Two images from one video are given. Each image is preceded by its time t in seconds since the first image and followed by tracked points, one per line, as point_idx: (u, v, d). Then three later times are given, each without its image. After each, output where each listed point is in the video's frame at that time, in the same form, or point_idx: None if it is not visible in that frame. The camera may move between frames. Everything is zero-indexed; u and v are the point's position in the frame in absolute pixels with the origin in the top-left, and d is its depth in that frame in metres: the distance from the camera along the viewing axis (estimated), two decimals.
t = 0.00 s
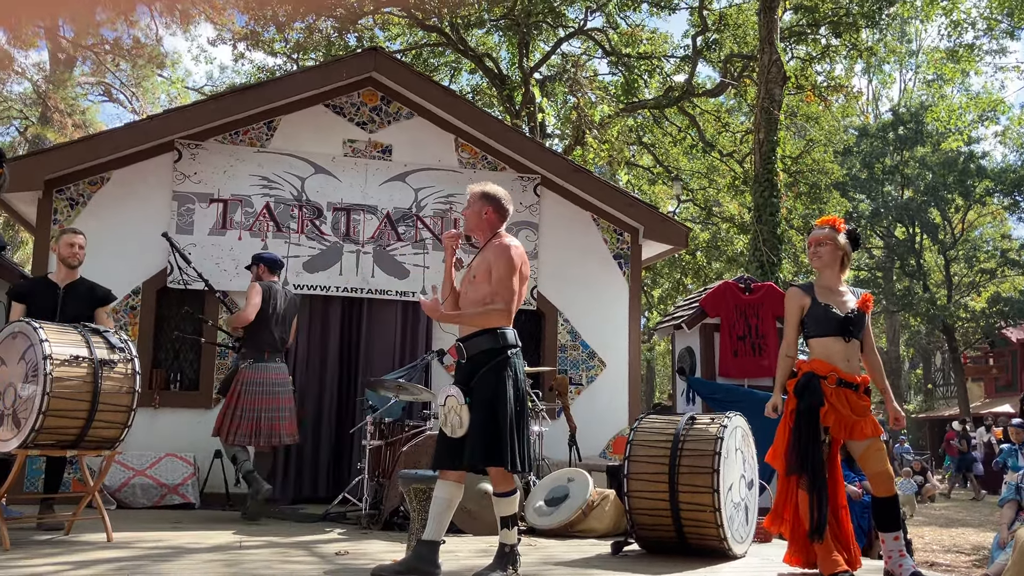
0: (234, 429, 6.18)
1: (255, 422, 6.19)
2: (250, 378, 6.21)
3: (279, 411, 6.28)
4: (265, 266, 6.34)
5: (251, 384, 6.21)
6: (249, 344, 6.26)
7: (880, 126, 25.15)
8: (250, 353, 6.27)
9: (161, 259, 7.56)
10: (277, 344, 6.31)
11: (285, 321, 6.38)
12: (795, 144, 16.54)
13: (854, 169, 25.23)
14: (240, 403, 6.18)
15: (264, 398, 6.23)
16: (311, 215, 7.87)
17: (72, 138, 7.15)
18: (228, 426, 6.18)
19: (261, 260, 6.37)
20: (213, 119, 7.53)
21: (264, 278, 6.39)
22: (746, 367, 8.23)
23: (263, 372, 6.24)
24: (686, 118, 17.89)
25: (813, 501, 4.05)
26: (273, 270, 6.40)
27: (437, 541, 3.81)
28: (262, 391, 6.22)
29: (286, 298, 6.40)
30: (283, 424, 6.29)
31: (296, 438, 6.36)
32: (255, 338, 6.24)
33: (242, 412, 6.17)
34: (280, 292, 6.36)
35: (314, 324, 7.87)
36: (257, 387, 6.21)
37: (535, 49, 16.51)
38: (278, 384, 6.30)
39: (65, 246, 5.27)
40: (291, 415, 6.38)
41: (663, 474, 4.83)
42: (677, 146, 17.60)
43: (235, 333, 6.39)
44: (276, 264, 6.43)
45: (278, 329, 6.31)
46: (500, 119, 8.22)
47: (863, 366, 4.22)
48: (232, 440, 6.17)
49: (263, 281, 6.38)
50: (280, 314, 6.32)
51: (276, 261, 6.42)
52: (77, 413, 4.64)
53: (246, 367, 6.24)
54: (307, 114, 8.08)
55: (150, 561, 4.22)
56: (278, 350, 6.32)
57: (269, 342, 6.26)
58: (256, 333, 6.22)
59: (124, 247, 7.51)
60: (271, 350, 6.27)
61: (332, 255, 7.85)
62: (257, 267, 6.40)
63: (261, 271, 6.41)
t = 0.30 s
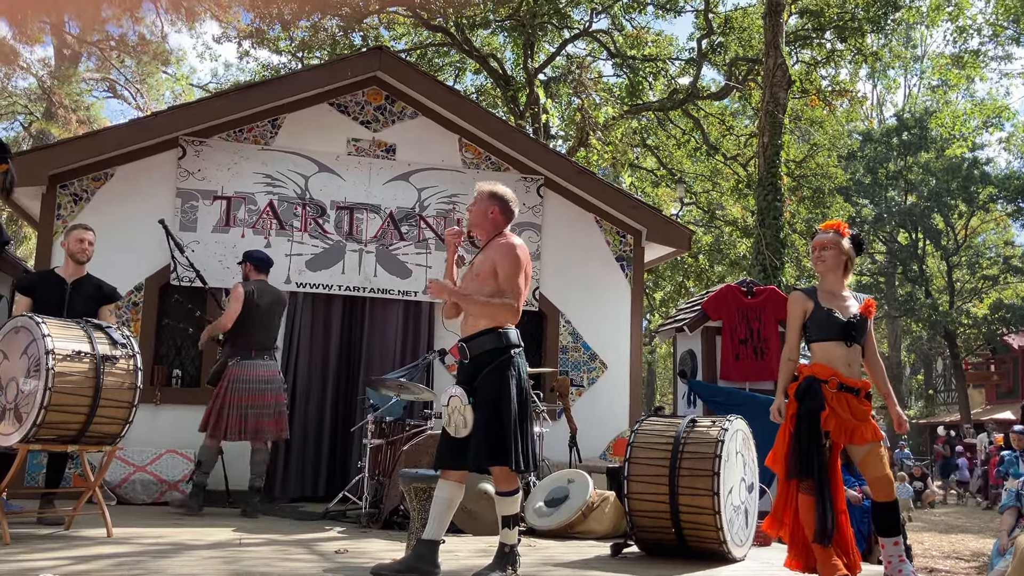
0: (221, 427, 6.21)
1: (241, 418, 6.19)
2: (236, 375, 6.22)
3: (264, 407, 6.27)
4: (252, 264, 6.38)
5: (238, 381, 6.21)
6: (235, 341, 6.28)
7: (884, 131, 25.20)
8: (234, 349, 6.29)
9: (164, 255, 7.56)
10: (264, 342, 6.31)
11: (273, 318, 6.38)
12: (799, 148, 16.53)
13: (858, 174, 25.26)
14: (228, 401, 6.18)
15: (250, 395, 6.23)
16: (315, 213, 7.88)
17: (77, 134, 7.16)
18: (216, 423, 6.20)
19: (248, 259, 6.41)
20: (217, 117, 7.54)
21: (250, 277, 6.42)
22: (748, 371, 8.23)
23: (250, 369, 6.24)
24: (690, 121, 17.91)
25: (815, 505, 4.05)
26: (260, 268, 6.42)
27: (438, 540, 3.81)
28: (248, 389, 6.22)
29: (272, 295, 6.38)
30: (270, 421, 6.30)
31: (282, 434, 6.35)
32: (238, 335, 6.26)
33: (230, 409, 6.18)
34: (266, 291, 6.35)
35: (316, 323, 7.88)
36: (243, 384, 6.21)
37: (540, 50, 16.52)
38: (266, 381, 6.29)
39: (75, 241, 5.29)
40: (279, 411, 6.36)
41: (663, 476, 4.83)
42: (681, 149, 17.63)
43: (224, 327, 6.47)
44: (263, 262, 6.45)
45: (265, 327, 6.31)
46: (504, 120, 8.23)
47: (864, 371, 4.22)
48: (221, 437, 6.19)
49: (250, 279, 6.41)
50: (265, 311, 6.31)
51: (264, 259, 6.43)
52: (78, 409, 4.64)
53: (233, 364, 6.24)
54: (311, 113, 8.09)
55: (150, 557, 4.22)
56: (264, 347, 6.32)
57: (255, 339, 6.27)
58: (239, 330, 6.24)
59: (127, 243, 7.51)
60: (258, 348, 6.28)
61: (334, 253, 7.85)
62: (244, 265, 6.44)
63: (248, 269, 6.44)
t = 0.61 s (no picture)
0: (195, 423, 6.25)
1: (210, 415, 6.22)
2: (207, 373, 6.24)
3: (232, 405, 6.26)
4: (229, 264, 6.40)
5: (210, 379, 6.23)
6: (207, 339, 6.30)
7: (888, 135, 25.40)
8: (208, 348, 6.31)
9: (167, 252, 7.58)
10: (236, 341, 6.27)
11: (246, 317, 6.33)
12: (802, 151, 16.53)
13: (861, 177, 25.42)
14: (199, 397, 6.23)
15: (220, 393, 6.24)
16: (318, 212, 7.88)
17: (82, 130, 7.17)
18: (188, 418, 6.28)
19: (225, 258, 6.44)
20: (221, 115, 7.55)
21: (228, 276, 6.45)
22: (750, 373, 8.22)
23: (220, 367, 6.23)
24: (693, 123, 17.93)
25: (815, 508, 4.06)
26: (236, 266, 6.43)
27: (438, 540, 3.82)
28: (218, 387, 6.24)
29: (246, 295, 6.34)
30: (237, 420, 6.27)
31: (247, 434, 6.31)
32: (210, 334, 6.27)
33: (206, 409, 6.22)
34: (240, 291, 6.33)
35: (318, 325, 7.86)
36: (214, 382, 6.23)
37: (545, 51, 16.54)
38: (236, 380, 6.27)
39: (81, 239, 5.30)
40: (249, 411, 6.32)
41: (664, 478, 4.83)
42: (684, 151, 17.66)
43: (204, 321, 6.53)
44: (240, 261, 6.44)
45: (236, 327, 6.27)
46: (508, 120, 8.24)
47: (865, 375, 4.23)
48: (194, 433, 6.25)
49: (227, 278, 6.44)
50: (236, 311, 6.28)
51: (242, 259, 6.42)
52: (80, 406, 4.65)
53: (207, 361, 6.27)
54: (315, 112, 8.10)
55: (151, 554, 4.23)
56: (235, 346, 6.27)
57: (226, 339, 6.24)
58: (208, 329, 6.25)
59: (130, 240, 7.52)
60: (229, 347, 6.24)
61: (337, 252, 7.86)
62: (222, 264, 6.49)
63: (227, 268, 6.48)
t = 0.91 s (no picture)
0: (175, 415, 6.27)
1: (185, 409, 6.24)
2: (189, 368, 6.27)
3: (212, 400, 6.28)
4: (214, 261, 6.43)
5: (193, 373, 6.26)
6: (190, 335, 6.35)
7: (890, 138, 25.31)
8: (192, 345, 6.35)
9: (170, 250, 7.58)
10: (216, 336, 6.28)
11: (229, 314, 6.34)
12: (805, 153, 16.51)
13: (863, 180, 25.33)
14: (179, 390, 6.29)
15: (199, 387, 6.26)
16: (321, 211, 7.88)
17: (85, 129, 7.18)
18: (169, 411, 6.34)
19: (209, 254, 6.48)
20: (225, 114, 7.55)
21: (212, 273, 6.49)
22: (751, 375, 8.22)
23: (200, 362, 6.24)
24: (696, 124, 17.91)
25: (813, 510, 4.06)
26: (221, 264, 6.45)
27: (440, 540, 3.82)
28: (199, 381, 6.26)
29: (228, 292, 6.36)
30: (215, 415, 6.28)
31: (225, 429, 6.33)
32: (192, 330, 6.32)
33: (184, 400, 6.26)
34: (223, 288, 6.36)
35: (319, 323, 7.87)
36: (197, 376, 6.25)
37: (548, 52, 16.52)
38: (217, 375, 6.28)
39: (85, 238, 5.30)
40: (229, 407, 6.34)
41: (666, 480, 4.83)
42: (687, 153, 17.66)
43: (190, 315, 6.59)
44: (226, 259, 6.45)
45: (216, 323, 6.28)
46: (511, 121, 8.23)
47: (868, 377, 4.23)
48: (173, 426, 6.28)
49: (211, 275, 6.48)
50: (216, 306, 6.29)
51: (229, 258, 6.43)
52: (82, 403, 4.65)
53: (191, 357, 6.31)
54: (319, 111, 8.10)
55: (153, 552, 4.23)
56: (216, 342, 6.28)
57: (208, 334, 6.27)
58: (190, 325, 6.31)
59: (132, 238, 7.52)
60: (209, 343, 6.26)
61: (340, 251, 7.86)
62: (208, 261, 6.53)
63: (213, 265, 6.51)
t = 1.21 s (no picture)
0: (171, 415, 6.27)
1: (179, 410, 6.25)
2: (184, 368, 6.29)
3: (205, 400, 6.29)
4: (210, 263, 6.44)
5: (189, 373, 6.27)
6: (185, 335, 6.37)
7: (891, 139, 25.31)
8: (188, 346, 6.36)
9: (170, 249, 7.58)
10: (208, 336, 6.27)
11: (221, 314, 6.33)
12: (806, 154, 16.50)
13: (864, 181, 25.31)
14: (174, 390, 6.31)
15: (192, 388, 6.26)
16: (322, 211, 7.88)
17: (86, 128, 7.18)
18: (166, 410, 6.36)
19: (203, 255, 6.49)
20: (225, 112, 7.55)
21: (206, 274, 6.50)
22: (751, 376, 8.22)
23: (193, 362, 6.24)
24: (697, 124, 17.91)
25: (813, 511, 4.07)
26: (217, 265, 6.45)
27: (440, 540, 3.82)
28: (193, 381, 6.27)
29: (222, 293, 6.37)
30: (208, 416, 6.29)
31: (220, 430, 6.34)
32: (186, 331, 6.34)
33: (179, 401, 6.27)
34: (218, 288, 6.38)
35: (320, 323, 7.86)
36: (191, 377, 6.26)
37: (549, 52, 16.52)
38: (211, 375, 6.28)
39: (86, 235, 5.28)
40: (223, 407, 6.34)
41: (666, 480, 4.82)
42: (687, 153, 17.67)
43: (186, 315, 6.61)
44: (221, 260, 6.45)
45: (209, 323, 6.28)
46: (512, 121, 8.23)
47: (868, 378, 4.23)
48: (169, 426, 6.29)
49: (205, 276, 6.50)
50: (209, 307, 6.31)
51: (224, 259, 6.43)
52: (83, 402, 4.65)
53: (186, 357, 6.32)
54: (320, 110, 8.10)
55: (153, 550, 4.24)
56: (208, 342, 6.28)
57: (202, 334, 6.27)
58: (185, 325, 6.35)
59: (133, 236, 7.52)
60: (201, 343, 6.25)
61: (340, 251, 7.86)
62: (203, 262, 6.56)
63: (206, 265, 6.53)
